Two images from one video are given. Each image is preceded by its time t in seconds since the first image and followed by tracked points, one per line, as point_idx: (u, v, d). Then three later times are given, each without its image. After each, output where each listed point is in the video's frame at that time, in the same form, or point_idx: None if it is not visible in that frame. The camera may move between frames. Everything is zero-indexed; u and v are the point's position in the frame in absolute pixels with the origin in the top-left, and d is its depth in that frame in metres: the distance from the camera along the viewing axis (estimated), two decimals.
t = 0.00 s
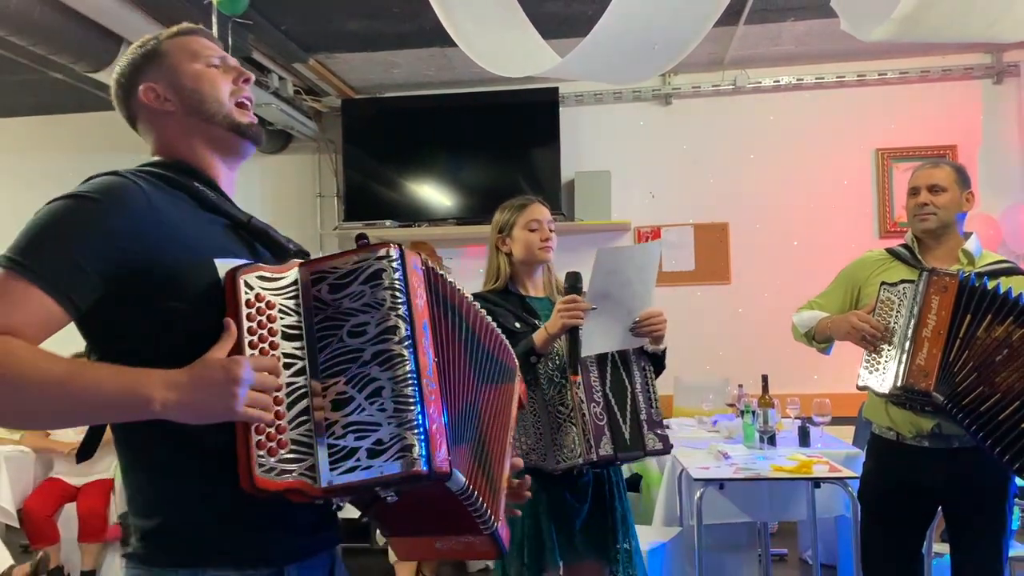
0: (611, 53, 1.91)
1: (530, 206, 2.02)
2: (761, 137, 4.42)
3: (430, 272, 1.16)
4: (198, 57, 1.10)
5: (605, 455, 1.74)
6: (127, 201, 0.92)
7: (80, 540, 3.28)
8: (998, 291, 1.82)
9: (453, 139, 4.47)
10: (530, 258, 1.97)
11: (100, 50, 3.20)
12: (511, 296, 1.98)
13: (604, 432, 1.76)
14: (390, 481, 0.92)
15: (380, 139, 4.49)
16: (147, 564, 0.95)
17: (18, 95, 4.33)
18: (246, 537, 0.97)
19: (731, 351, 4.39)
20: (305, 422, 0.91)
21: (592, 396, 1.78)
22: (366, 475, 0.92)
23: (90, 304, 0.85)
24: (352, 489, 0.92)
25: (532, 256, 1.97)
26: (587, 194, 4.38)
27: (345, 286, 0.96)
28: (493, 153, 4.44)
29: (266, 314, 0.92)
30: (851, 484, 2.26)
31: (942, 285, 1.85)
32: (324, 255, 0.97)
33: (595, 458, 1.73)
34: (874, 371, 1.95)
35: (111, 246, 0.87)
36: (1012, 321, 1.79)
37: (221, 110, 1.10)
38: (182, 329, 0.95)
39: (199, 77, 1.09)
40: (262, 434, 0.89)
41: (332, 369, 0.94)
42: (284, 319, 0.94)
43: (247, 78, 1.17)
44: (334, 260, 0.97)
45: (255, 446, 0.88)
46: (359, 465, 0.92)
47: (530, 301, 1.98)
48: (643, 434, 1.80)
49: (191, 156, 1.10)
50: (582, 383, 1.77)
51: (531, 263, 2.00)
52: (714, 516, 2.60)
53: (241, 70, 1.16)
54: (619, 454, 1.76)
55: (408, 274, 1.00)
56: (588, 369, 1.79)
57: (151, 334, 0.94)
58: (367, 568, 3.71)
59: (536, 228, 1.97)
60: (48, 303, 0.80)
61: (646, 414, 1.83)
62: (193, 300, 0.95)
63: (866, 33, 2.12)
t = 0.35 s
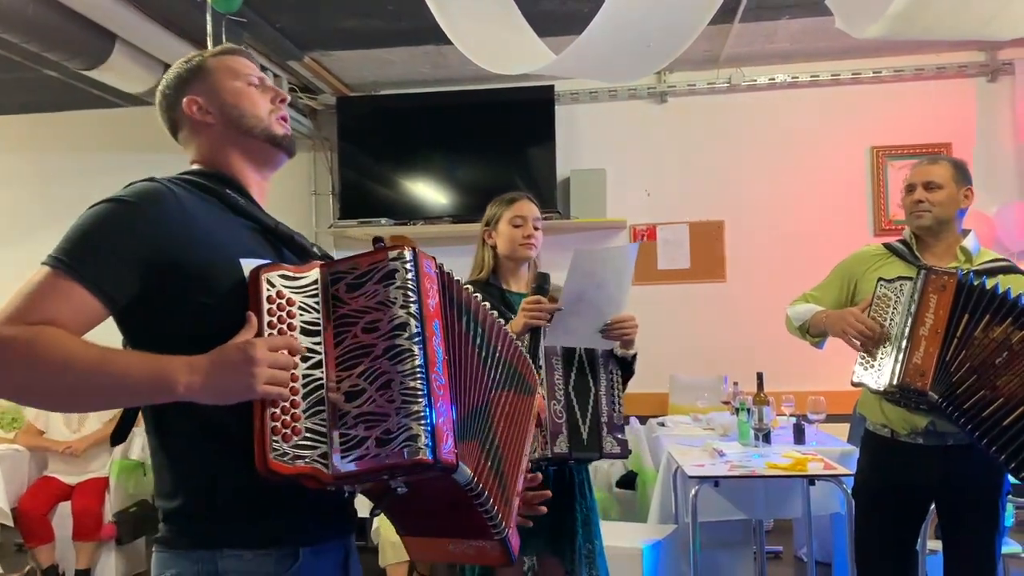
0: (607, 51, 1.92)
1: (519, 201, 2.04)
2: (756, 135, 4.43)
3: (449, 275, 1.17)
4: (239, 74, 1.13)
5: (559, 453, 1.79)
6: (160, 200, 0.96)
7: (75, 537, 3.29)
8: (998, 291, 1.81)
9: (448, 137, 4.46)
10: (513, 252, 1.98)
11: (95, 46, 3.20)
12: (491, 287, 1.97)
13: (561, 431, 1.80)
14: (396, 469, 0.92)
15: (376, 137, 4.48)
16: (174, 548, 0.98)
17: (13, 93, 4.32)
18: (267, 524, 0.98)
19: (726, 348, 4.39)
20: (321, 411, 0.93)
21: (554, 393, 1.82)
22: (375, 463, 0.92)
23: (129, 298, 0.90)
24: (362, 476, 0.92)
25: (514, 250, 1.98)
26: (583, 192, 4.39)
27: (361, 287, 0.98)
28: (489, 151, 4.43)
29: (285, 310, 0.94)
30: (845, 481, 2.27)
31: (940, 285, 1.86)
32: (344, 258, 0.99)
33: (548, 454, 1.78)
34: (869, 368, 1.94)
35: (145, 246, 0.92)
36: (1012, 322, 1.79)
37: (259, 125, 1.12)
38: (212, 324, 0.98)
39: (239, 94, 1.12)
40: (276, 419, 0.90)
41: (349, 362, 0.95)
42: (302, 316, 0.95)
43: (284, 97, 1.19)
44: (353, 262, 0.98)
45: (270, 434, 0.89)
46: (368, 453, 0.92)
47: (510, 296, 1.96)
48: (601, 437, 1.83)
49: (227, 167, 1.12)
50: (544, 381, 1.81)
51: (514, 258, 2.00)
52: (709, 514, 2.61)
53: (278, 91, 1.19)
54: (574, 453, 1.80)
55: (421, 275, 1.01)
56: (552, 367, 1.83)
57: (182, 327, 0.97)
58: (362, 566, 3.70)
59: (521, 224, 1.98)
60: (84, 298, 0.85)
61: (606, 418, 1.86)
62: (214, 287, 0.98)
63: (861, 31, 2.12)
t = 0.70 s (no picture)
0: (602, 49, 1.92)
1: (503, 199, 2.04)
2: (750, 132, 4.43)
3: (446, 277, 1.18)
4: (253, 75, 1.12)
5: (536, 455, 1.81)
6: (181, 199, 0.96)
7: (66, 536, 3.27)
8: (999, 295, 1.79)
9: (441, 134, 4.46)
10: (494, 250, 1.98)
11: (85, 43, 3.18)
12: (472, 284, 1.98)
13: (540, 433, 1.82)
14: (416, 459, 0.94)
15: (369, 134, 4.47)
16: (187, 542, 0.97)
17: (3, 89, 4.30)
18: (283, 517, 0.99)
19: (719, 345, 4.40)
20: (338, 405, 0.95)
21: (534, 396, 1.83)
22: (395, 453, 0.94)
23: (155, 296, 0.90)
24: (382, 466, 0.94)
25: (495, 248, 1.98)
26: (576, 190, 4.39)
27: (375, 285, 1.00)
28: (482, 148, 4.43)
29: (303, 304, 0.97)
30: (837, 477, 2.27)
31: (941, 286, 1.84)
32: (355, 257, 1.01)
33: (525, 456, 1.80)
34: (862, 366, 1.90)
35: (172, 246, 0.92)
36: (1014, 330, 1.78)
37: (269, 129, 1.12)
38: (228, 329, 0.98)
39: (252, 94, 1.11)
40: (301, 413, 0.92)
41: (364, 358, 0.97)
42: (319, 312, 0.98)
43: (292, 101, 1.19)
44: (365, 262, 1.00)
45: (296, 424, 0.91)
46: (388, 443, 0.94)
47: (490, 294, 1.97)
48: (579, 438, 1.84)
49: (234, 167, 1.11)
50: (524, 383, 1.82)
51: (496, 256, 2.00)
52: (701, 510, 2.61)
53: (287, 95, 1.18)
54: (551, 455, 1.82)
55: (430, 274, 1.03)
56: (531, 370, 1.83)
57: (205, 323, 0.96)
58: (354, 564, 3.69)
59: (504, 221, 1.98)
60: (117, 297, 0.85)
61: (585, 419, 1.87)
62: (235, 285, 0.98)
63: (854, 28, 2.13)
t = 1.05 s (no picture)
0: (589, 44, 1.91)
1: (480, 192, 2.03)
2: (738, 129, 4.44)
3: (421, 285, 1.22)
4: (235, 61, 1.08)
5: (543, 453, 1.80)
6: (189, 197, 0.91)
7: (52, 535, 3.26)
8: (989, 295, 1.81)
9: (430, 130, 4.45)
10: (477, 245, 1.98)
11: (71, 39, 3.16)
12: (459, 281, 1.98)
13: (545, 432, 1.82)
14: (425, 461, 1.00)
15: (357, 130, 4.46)
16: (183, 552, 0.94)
17: None
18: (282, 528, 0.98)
19: (708, 341, 4.41)
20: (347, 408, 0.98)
21: (538, 396, 1.83)
22: (405, 456, 0.99)
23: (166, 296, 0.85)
24: (393, 466, 0.99)
25: (478, 243, 1.98)
26: (565, 186, 4.39)
27: (374, 286, 1.02)
28: (471, 145, 4.42)
29: (309, 311, 0.98)
30: (825, 472, 2.28)
31: (934, 284, 1.82)
32: (352, 258, 1.03)
33: (532, 455, 1.79)
34: (849, 360, 1.91)
35: (185, 242, 0.87)
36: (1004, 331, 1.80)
37: (253, 118, 1.09)
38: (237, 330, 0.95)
39: (236, 80, 1.07)
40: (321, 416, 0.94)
41: (367, 361, 1.01)
42: (324, 315, 0.99)
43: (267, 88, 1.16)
44: (362, 263, 1.02)
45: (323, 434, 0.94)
46: (398, 447, 0.99)
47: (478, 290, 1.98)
48: (578, 436, 1.88)
49: (217, 157, 1.07)
50: (527, 383, 1.82)
51: (479, 251, 2.01)
52: (690, 505, 2.62)
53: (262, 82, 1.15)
54: (556, 453, 1.85)
55: (423, 277, 1.07)
56: (536, 369, 1.84)
57: (206, 324, 0.93)
58: (344, 561, 3.69)
59: (484, 215, 1.98)
60: (138, 300, 0.80)
61: (584, 416, 1.91)
62: (250, 290, 0.96)
63: (841, 24, 2.13)
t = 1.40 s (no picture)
0: (574, 39, 1.91)
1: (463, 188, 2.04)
2: (722, 126, 4.45)
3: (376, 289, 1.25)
4: (211, 23, 0.93)
5: (558, 444, 1.80)
6: (204, 175, 0.83)
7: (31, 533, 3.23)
8: (968, 294, 1.83)
9: (414, 126, 4.44)
10: (465, 241, 1.99)
11: (52, 32, 3.13)
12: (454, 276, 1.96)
13: (558, 421, 1.82)
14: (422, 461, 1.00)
15: (341, 126, 4.44)
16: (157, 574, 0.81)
17: None
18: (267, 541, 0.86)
19: (691, 336, 4.42)
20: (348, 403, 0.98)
21: (550, 385, 1.83)
22: (404, 454, 0.99)
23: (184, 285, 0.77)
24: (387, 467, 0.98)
25: (466, 238, 1.98)
26: (549, 182, 4.40)
27: (365, 277, 1.04)
28: (455, 140, 4.42)
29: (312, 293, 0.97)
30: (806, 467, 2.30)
31: (917, 281, 1.84)
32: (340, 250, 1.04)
33: (548, 448, 1.78)
34: (831, 354, 1.92)
35: (207, 225, 0.79)
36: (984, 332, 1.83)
37: (232, 90, 0.95)
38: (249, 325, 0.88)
39: (216, 47, 0.92)
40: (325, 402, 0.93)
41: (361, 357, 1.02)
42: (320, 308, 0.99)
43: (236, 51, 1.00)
44: (353, 254, 1.04)
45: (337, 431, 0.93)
46: (395, 446, 0.99)
47: (472, 283, 1.98)
48: (591, 425, 1.89)
49: (198, 133, 0.92)
50: (538, 377, 1.81)
51: (468, 247, 2.01)
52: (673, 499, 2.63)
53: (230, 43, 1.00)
54: (572, 442, 1.84)
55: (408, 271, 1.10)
56: (546, 362, 1.82)
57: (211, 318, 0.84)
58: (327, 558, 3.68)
59: (471, 211, 1.99)
60: (165, 287, 0.72)
61: (592, 406, 1.92)
62: (260, 284, 0.90)
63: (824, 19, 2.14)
